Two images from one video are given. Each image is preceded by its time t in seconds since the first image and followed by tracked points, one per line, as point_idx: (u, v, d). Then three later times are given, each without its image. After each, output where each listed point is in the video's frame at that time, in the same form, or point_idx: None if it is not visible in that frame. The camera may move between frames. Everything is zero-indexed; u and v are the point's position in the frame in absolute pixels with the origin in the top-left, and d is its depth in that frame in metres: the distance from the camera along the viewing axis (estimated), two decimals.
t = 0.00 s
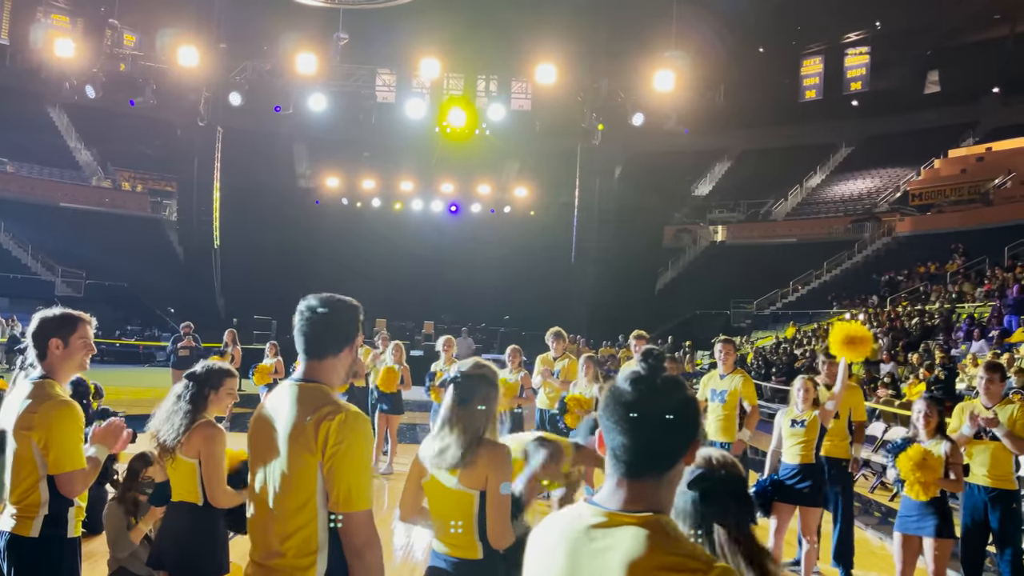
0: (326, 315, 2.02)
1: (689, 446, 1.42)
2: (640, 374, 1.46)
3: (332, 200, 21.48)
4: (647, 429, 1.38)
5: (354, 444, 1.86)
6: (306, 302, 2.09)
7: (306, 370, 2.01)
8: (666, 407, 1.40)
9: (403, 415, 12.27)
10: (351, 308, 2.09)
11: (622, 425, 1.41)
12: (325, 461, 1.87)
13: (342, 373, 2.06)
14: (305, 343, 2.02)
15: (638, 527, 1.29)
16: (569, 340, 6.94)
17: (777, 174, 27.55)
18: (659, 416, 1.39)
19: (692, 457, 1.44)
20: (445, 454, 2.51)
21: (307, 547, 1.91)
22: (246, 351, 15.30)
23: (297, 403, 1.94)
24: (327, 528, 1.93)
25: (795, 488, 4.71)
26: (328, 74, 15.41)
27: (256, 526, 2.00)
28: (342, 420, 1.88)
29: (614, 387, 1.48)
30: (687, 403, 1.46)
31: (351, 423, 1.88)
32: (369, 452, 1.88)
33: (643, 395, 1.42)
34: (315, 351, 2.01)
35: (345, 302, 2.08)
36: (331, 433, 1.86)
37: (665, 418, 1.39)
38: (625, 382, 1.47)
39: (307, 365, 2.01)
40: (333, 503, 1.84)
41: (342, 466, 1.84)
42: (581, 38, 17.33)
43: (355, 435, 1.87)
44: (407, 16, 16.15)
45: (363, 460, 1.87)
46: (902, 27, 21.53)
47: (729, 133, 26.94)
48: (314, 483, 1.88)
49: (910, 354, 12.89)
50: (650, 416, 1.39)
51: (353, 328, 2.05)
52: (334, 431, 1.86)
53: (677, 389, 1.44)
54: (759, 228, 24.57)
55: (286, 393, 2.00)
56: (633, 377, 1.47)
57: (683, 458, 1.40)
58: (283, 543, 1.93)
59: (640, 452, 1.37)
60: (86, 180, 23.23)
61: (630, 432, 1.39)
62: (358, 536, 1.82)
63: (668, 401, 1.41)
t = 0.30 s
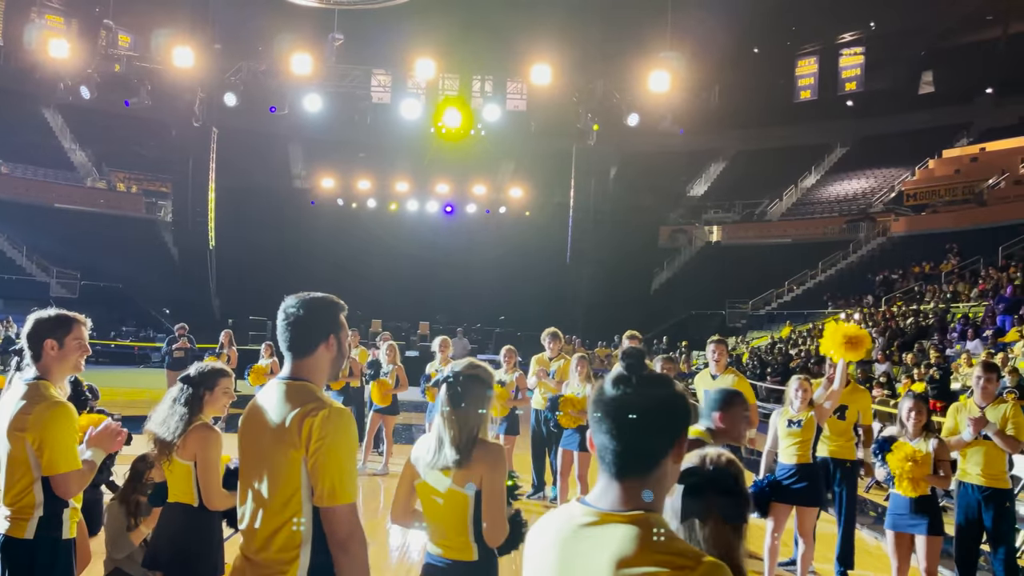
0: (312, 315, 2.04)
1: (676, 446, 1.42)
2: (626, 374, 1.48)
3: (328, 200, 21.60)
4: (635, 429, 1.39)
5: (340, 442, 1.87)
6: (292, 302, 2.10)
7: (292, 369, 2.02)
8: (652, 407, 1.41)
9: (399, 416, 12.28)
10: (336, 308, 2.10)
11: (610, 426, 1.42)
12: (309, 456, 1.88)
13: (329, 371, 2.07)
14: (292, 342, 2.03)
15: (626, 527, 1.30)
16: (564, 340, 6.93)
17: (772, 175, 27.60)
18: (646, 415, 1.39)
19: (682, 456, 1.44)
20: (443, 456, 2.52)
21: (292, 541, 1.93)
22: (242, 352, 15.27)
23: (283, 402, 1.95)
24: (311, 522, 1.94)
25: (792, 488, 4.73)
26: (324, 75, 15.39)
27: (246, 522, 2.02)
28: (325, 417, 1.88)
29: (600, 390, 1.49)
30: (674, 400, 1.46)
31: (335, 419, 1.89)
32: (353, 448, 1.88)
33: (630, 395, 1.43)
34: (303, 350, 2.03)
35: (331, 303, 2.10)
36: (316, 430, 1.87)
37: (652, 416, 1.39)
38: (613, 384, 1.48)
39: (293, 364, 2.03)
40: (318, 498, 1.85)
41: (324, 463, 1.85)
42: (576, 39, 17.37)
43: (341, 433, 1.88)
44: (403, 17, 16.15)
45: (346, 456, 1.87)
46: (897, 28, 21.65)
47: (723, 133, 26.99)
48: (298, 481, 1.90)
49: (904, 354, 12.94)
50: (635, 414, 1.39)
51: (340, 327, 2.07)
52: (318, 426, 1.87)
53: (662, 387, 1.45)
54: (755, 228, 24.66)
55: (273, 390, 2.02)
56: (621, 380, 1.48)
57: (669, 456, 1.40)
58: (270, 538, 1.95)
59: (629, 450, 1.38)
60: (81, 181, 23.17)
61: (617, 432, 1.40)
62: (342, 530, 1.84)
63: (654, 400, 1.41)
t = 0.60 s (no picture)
0: (261, 314, 2.09)
1: (629, 443, 1.43)
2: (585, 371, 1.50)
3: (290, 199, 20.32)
4: (588, 427, 1.41)
5: (288, 442, 1.96)
6: (245, 302, 2.16)
7: (245, 371, 2.10)
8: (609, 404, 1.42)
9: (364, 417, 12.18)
10: (287, 308, 2.16)
11: (567, 425, 1.43)
12: (254, 459, 1.95)
13: (280, 373, 2.13)
14: (240, 345, 2.10)
15: (582, 525, 1.35)
16: (533, 339, 6.92)
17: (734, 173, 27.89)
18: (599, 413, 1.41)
19: (640, 454, 1.46)
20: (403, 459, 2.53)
21: (238, 543, 1.99)
22: (203, 353, 14.96)
23: (237, 401, 2.04)
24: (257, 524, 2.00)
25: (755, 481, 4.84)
26: (287, 72, 15.06)
27: (200, 527, 2.09)
28: (270, 419, 1.97)
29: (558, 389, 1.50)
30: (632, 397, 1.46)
31: (280, 418, 1.98)
32: (301, 441, 1.98)
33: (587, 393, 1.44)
34: (253, 351, 2.09)
35: (281, 302, 2.15)
36: (264, 432, 1.95)
37: (607, 414, 1.41)
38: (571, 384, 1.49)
39: (244, 365, 2.10)
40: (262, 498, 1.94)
41: (271, 464, 1.93)
42: (542, 37, 17.36)
43: (286, 434, 1.96)
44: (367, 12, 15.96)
45: (289, 457, 1.96)
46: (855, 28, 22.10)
47: (690, 134, 26.68)
48: (244, 483, 1.96)
49: (863, 349, 13.21)
50: (591, 410, 1.41)
51: (287, 328, 2.12)
52: (262, 429, 1.95)
53: (619, 385, 1.46)
54: (721, 226, 25.18)
55: (226, 391, 2.09)
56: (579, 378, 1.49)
57: (622, 453, 1.42)
58: (219, 539, 2.02)
59: (584, 449, 1.40)
60: (33, 180, 22.54)
61: (574, 430, 1.42)
62: (286, 528, 1.92)
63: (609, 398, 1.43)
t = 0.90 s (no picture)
0: (89, 319, 1.95)
1: (488, 439, 1.39)
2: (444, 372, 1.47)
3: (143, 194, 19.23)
4: (445, 426, 1.38)
5: (121, 457, 1.83)
6: (72, 306, 2.01)
7: (72, 381, 1.96)
8: (469, 401, 1.39)
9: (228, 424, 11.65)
10: (120, 311, 2.01)
11: (428, 425, 1.40)
12: (83, 475, 1.81)
13: (112, 382, 2.00)
14: (66, 354, 1.96)
15: (440, 528, 1.30)
16: (406, 338, 6.75)
17: (600, 173, 28.77)
18: (457, 411, 1.38)
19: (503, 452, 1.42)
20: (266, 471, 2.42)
21: (69, 564, 1.85)
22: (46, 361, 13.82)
23: (66, 412, 1.90)
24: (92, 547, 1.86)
25: (622, 472, 5.01)
26: (139, 59, 14.14)
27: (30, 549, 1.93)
28: (102, 431, 1.84)
29: (419, 391, 1.46)
30: (494, 391, 1.44)
31: (116, 431, 1.85)
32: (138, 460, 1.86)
33: (446, 393, 1.41)
34: (81, 359, 1.96)
35: (114, 306, 2.01)
36: (92, 445, 1.81)
37: (467, 411, 1.38)
38: (431, 385, 1.46)
39: (72, 375, 1.96)
40: (96, 519, 1.80)
41: (106, 480, 1.80)
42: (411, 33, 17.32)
43: (119, 447, 1.84)
44: None
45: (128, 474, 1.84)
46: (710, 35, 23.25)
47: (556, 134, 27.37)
48: (72, 500, 1.82)
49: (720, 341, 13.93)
50: (453, 407, 1.39)
51: (119, 334, 1.99)
52: (91, 442, 1.82)
53: (478, 381, 1.44)
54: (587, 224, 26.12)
55: (51, 405, 1.94)
56: (439, 378, 1.46)
57: (484, 449, 1.39)
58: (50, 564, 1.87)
59: (443, 448, 1.37)
60: None
61: (435, 430, 1.38)
62: (125, 547, 1.79)
63: (470, 395, 1.40)
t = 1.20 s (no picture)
0: None
1: (349, 439, 1.30)
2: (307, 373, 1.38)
3: None
4: (301, 429, 1.30)
5: None
6: None
7: None
8: (330, 402, 1.31)
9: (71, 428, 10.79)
10: None
11: (286, 427, 1.31)
12: None
13: None
14: None
15: (301, 533, 1.23)
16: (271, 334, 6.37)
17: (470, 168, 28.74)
18: (314, 412, 1.30)
19: (371, 450, 1.33)
20: (115, 479, 2.22)
21: None
22: None
23: None
24: None
25: (492, 465, 5.01)
26: None
27: None
28: None
29: (278, 393, 1.38)
30: (356, 391, 1.35)
31: None
32: None
33: (304, 394, 1.32)
34: None
35: None
36: None
37: (327, 413, 1.30)
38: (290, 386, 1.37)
39: None
40: None
41: None
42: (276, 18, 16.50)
43: None
44: None
45: None
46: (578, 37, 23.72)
47: (427, 128, 27.12)
48: None
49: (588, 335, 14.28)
50: (313, 406, 1.31)
51: None
52: None
53: (339, 381, 1.35)
54: (454, 220, 26.52)
55: None
56: (300, 379, 1.37)
57: (346, 447, 1.30)
58: None
59: (301, 451, 1.29)
60: None
61: (295, 431, 1.30)
62: None
63: (330, 397, 1.31)
